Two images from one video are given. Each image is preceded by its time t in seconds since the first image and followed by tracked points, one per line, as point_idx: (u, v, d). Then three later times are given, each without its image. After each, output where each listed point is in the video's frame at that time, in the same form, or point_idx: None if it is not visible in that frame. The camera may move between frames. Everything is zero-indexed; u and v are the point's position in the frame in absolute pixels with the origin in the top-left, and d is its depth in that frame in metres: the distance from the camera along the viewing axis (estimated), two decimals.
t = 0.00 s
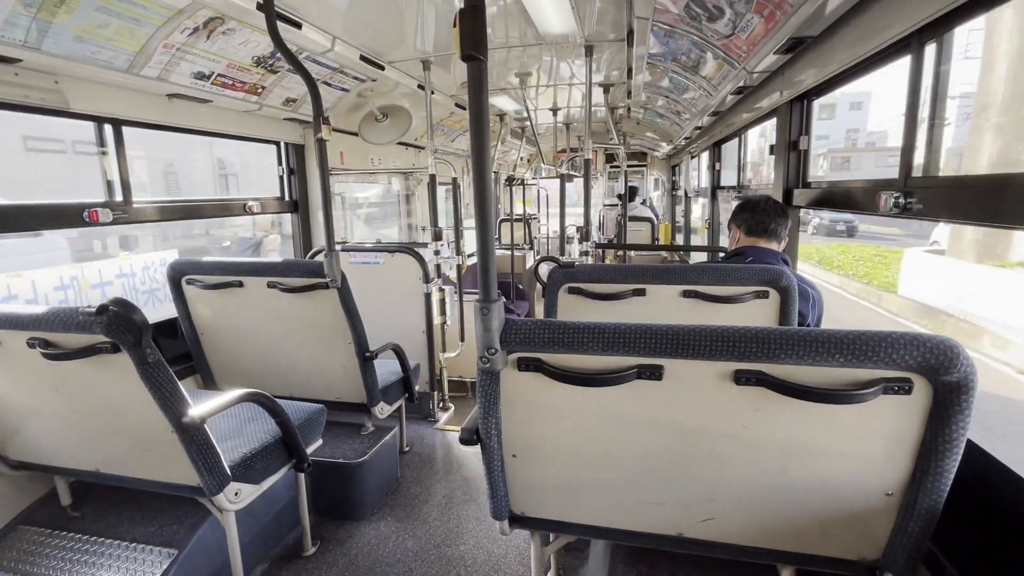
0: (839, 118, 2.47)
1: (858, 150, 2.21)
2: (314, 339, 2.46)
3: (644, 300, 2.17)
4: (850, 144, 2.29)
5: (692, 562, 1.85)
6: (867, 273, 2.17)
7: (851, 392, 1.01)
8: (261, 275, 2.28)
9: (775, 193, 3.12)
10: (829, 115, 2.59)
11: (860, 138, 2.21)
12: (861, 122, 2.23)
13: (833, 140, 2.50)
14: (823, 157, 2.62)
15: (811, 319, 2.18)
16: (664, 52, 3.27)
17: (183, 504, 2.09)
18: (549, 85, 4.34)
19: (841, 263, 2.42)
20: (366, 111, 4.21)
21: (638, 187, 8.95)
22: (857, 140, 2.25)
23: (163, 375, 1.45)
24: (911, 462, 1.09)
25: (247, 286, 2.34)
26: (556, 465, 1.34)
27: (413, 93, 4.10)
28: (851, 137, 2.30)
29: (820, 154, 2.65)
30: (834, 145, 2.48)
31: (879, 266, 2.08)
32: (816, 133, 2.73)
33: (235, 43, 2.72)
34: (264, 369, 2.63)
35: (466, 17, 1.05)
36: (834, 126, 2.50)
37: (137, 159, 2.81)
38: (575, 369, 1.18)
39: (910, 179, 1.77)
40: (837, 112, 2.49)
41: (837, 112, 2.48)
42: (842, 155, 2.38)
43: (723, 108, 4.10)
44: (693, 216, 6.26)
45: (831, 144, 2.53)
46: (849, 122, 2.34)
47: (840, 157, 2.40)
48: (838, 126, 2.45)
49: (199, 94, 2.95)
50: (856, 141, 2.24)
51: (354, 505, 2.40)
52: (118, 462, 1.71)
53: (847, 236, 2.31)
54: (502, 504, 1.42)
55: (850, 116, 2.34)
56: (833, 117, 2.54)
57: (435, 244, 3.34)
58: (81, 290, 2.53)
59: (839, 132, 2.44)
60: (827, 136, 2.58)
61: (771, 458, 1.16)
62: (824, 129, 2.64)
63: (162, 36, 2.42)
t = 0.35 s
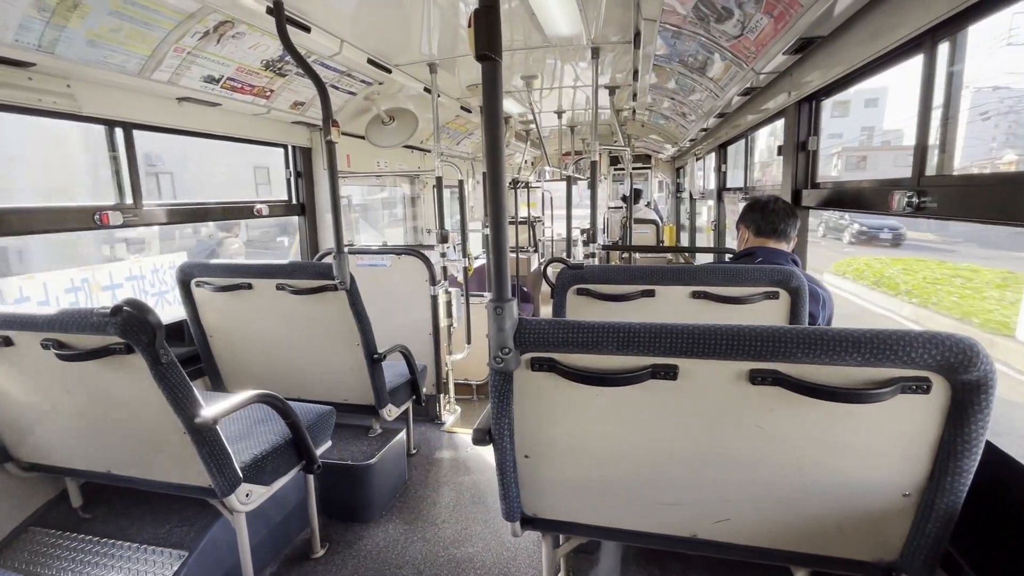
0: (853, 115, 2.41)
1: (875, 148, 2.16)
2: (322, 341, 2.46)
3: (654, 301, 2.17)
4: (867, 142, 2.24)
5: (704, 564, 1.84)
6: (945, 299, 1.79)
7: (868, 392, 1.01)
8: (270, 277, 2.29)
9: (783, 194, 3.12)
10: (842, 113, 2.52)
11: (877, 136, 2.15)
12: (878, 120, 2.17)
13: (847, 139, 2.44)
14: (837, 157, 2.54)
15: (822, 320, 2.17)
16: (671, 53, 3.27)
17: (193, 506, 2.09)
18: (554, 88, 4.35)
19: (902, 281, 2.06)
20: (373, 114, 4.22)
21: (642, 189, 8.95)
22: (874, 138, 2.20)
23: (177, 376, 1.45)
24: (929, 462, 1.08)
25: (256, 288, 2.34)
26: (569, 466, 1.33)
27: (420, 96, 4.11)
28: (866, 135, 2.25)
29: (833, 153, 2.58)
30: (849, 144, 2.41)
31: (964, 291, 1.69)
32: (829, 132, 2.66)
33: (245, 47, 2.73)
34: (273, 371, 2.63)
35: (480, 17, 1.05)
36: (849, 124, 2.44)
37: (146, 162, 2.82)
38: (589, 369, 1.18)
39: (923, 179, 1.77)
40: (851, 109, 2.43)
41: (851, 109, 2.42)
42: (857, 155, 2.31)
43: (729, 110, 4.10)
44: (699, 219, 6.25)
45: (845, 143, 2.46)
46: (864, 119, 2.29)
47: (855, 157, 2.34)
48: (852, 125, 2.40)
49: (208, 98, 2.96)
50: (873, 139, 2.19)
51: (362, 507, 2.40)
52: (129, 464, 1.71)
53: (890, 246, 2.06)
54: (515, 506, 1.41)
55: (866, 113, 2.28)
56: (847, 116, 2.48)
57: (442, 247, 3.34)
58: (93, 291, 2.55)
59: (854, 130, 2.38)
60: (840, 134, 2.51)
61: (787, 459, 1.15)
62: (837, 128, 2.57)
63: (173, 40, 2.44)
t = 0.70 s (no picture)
0: (870, 113, 2.30)
1: (894, 148, 2.04)
2: (325, 338, 2.47)
3: (656, 301, 2.17)
4: (885, 141, 2.13)
5: (704, 563, 1.84)
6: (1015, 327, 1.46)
7: (871, 389, 1.01)
8: (274, 274, 2.30)
9: (788, 195, 3.11)
10: (858, 111, 2.40)
11: (895, 135, 2.04)
12: (896, 118, 2.06)
13: (864, 138, 2.32)
14: (854, 156, 2.40)
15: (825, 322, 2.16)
16: (675, 54, 3.27)
17: (196, 500, 2.10)
18: (559, 88, 4.35)
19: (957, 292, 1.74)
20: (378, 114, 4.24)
21: (647, 191, 8.95)
22: (892, 137, 2.09)
23: (181, 370, 1.46)
24: (931, 461, 1.08)
25: (260, 285, 2.35)
26: (569, 462, 1.33)
27: (424, 96, 4.12)
28: (884, 134, 2.14)
29: (849, 153, 2.44)
30: (865, 143, 2.29)
31: None
32: (844, 130, 2.52)
33: (251, 45, 2.75)
34: (276, 368, 2.64)
35: (484, 13, 1.06)
36: (865, 122, 2.32)
37: (153, 160, 2.84)
38: (590, 365, 1.18)
39: (927, 179, 1.77)
40: (867, 107, 2.32)
41: (867, 107, 2.31)
42: (874, 154, 2.19)
43: (734, 111, 4.10)
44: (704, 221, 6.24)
45: (862, 142, 2.34)
46: (881, 117, 2.18)
47: (873, 156, 2.21)
48: (868, 123, 2.29)
49: (214, 96, 2.98)
50: (891, 138, 2.08)
51: (363, 505, 2.40)
52: (132, 458, 1.73)
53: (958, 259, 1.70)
54: (515, 503, 1.41)
55: (883, 111, 2.17)
56: (863, 113, 2.36)
57: (445, 246, 3.35)
58: (98, 287, 2.56)
59: (870, 129, 2.27)
60: (856, 134, 2.39)
61: (788, 457, 1.15)
62: (852, 127, 2.46)
63: (181, 38, 2.46)
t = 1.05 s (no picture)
0: (890, 109, 2.15)
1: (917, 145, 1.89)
2: (329, 335, 2.48)
3: (659, 299, 2.17)
4: (907, 138, 1.97)
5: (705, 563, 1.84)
6: None
7: (870, 388, 1.00)
8: (279, 270, 2.31)
9: (793, 195, 3.10)
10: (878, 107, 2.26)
11: (918, 131, 1.89)
12: (919, 113, 1.92)
13: (884, 135, 2.16)
14: (875, 155, 2.24)
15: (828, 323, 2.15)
16: (681, 53, 3.26)
17: (200, 494, 2.12)
18: (565, 87, 4.34)
19: None
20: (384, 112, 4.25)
21: (652, 191, 8.92)
22: (914, 134, 1.93)
23: (185, 364, 1.48)
24: (932, 461, 1.07)
25: (264, 281, 2.36)
26: (569, 459, 1.33)
27: (429, 94, 4.13)
28: (905, 131, 1.99)
29: (868, 151, 2.29)
30: (887, 140, 2.13)
31: None
32: (862, 128, 2.38)
33: (258, 43, 2.77)
34: (280, 364, 2.66)
35: (486, 9, 1.06)
36: (885, 118, 2.18)
37: (160, 156, 2.87)
38: (590, 362, 1.19)
39: (932, 178, 1.76)
40: (887, 101, 2.18)
41: (888, 102, 2.16)
42: (897, 151, 2.03)
43: (741, 110, 4.09)
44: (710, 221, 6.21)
45: (882, 139, 2.19)
46: (902, 113, 2.03)
47: (896, 153, 2.05)
48: (888, 119, 2.14)
49: (221, 93, 3.00)
50: (914, 134, 1.93)
51: (366, 501, 2.41)
52: (137, 451, 1.74)
53: None
54: (514, 499, 1.42)
55: (905, 106, 2.02)
56: (883, 109, 2.22)
57: (450, 244, 3.36)
58: (106, 282, 2.59)
59: (891, 126, 2.12)
60: (875, 131, 2.24)
61: (788, 456, 1.15)
62: (872, 124, 2.31)
63: (188, 35, 2.48)
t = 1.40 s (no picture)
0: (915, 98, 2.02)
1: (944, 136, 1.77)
2: (335, 332, 2.49)
3: (664, 296, 2.17)
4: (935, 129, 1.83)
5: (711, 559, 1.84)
6: None
7: (877, 384, 0.99)
8: (286, 269, 2.32)
9: (802, 191, 3.08)
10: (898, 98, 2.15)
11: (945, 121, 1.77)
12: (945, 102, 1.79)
13: (909, 127, 2.02)
14: (898, 147, 2.09)
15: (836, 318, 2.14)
16: (687, 48, 3.25)
17: (209, 489, 2.14)
18: (570, 84, 4.32)
19: None
20: (389, 110, 4.26)
21: (660, 188, 8.87)
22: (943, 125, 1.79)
23: (194, 360, 1.49)
24: (941, 458, 1.06)
25: (272, 279, 2.38)
26: (575, 455, 1.34)
27: (434, 92, 4.13)
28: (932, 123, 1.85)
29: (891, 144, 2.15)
30: (913, 132, 1.99)
31: None
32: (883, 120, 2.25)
33: (264, 42, 2.78)
34: (288, 361, 2.68)
35: (490, 5, 1.06)
36: (909, 108, 2.04)
37: (168, 156, 2.89)
38: (595, 358, 1.18)
39: (942, 171, 1.74)
40: (912, 91, 2.04)
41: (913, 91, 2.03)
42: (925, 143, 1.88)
43: (748, 105, 4.06)
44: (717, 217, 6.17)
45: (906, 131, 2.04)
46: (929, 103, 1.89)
47: (922, 146, 1.90)
48: (913, 110, 2.01)
49: (228, 93, 3.02)
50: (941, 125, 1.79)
51: (373, 497, 2.43)
52: (147, 447, 1.76)
53: None
54: (520, 495, 1.42)
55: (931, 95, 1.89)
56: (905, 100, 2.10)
57: (455, 242, 3.36)
58: (115, 280, 2.62)
59: (916, 117, 1.98)
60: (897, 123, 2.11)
61: (795, 452, 1.14)
62: (895, 115, 2.17)
63: (195, 35, 2.49)
